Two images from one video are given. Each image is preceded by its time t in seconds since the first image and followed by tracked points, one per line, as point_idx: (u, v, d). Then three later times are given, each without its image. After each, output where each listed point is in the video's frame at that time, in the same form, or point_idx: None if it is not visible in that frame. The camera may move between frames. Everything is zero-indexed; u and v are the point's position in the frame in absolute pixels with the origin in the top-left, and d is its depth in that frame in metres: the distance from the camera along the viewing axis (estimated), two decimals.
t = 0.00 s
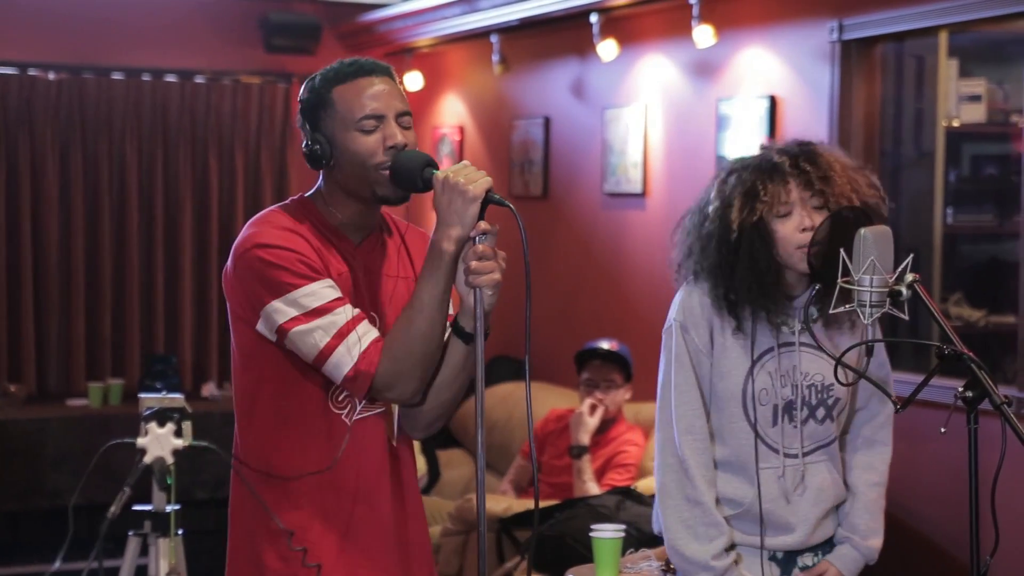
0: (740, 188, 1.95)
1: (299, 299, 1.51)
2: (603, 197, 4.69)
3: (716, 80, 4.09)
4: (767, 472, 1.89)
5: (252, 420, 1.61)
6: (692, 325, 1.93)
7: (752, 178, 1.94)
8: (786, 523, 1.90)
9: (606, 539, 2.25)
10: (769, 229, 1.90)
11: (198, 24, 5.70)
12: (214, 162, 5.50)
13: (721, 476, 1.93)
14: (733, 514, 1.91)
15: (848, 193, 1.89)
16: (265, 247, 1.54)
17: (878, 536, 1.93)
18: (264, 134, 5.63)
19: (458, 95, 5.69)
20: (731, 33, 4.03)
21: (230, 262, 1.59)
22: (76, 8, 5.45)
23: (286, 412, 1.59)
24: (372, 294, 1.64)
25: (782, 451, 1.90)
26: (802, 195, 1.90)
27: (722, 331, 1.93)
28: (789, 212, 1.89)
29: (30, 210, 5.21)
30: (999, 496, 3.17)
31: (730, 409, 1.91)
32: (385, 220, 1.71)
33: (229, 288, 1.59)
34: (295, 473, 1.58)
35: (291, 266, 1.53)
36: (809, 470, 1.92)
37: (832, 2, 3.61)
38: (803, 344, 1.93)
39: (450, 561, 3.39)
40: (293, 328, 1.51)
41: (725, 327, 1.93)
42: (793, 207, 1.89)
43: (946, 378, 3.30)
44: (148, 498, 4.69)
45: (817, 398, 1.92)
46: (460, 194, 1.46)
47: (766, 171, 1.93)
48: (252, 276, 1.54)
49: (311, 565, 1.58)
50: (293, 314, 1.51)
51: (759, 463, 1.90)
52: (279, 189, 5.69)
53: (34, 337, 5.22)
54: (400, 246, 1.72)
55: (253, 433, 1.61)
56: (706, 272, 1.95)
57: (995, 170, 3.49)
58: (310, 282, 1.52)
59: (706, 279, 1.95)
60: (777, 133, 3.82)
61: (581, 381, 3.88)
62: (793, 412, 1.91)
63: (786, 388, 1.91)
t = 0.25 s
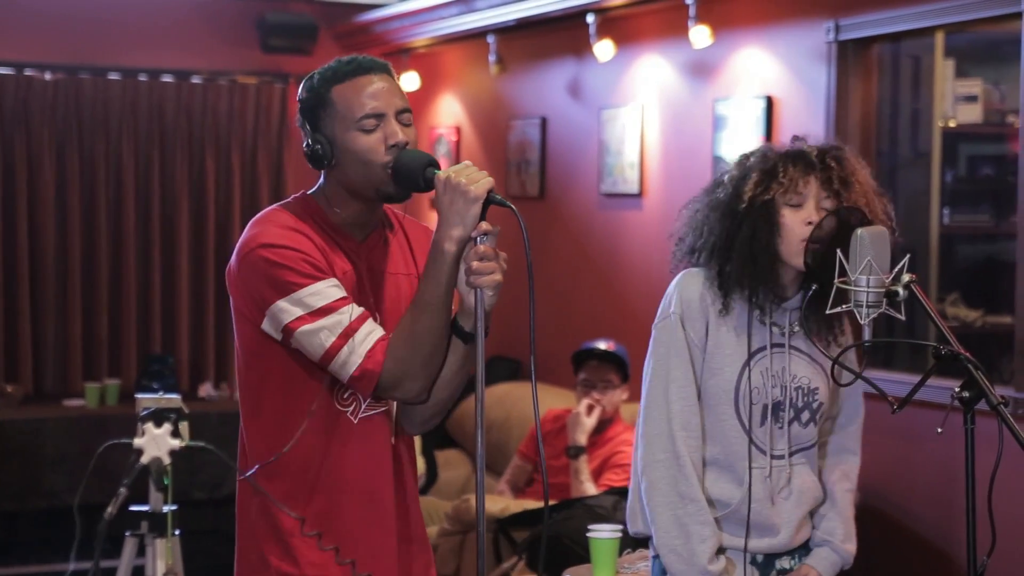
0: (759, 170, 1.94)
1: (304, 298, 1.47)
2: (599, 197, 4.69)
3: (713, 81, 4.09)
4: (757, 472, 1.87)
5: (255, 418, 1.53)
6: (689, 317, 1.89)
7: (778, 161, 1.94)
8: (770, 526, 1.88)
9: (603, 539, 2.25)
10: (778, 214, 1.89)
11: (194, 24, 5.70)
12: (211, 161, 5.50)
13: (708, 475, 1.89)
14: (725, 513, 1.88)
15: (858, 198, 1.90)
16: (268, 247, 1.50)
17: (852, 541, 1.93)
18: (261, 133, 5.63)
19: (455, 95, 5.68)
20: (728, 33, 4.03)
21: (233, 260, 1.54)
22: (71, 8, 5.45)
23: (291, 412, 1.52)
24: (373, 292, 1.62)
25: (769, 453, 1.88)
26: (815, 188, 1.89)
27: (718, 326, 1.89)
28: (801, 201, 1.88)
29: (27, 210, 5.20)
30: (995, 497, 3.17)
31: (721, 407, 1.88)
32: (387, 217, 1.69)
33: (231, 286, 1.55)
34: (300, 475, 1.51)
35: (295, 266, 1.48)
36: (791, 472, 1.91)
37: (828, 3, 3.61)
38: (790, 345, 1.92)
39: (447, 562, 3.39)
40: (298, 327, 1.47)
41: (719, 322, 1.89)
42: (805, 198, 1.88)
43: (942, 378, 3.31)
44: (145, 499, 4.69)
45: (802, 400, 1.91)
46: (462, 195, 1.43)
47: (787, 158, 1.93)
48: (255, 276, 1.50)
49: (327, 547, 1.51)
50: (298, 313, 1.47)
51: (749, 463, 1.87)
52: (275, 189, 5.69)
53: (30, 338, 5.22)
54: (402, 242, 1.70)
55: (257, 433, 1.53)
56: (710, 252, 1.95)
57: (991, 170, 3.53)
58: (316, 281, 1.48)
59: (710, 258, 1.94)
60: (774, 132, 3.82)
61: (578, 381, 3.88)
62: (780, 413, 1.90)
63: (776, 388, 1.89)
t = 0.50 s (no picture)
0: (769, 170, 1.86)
1: (301, 288, 1.46)
2: (599, 197, 4.69)
3: (713, 81, 4.09)
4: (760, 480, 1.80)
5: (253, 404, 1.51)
6: (690, 324, 1.79)
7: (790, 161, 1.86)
8: (769, 531, 1.82)
9: (603, 539, 2.25)
10: (799, 216, 1.81)
11: (194, 24, 5.70)
12: (210, 162, 5.51)
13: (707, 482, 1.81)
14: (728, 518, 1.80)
15: (864, 200, 1.84)
16: (273, 235, 1.48)
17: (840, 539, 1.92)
18: (260, 134, 5.63)
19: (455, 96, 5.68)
20: (728, 33, 4.02)
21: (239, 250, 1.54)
22: (71, 8, 5.46)
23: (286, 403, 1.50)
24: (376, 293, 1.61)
25: (769, 458, 1.82)
26: (831, 190, 1.82)
27: (717, 329, 1.81)
28: (819, 203, 1.81)
29: (26, 210, 5.20)
30: (996, 497, 3.17)
31: (723, 414, 1.80)
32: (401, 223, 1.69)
33: (235, 275, 1.54)
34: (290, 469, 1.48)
35: (296, 256, 1.47)
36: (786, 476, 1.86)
37: (827, 3, 3.62)
38: (784, 347, 1.87)
39: (447, 561, 3.39)
40: (293, 317, 1.45)
41: (721, 327, 1.81)
42: (822, 200, 1.81)
43: (941, 378, 3.31)
44: (144, 499, 4.69)
45: (796, 402, 1.87)
46: (462, 195, 1.41)
47: (797, 158, 1.85)
48: (256, 263, 1.49)
49: (322, 553, 1.49)
50: (294, 303, 1.46)
51: (753, 469, 1.80)
52: (275, 189, 5.70)
53: (30, 338, 5.22)
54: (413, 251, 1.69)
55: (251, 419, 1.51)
56: (719, 255, 1.85)
57: (990, 170, 3.52)
58: (315, 273, 1.47)
59: (722, 257, 1.84)
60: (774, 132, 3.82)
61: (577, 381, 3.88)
62: (777, 418, 1.84)
63: (774, 393, 1.83)
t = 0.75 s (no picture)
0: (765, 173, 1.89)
1: (289, 288, 1.46)
2: (597, 197, 4.69)
3: (711, 81, 4.09)
4: (768, 481, 1.86)
5: (240, 404, 1.51)
6: (687, 337, 1.87)
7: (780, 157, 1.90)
8: (784, 531, 1.87)
9: (600, 539, 2.25)
10: (793, 214, 1.86)
11: (192, 24, 5.70)
12: (208, 162, 5.50)
13: (717, 486, 1.88)
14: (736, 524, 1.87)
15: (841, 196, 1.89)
16: (262, 235, 1.48)
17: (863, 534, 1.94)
18: (258, 134, 5.63)
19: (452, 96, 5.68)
20: (726, 33, 4.03)
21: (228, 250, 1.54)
22: (68, 8, 5.45)
23: (277, 403, 1.49)
24: (367, 294, 1.61)
25: (779, 458, 1.87)
26: (815, 186, 1.88)
27: (717, 338, 1.88)
28: (809, 199, 1.87)
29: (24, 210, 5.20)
30: (993, 497, 3.18)
31: (727, 419, 1.86)
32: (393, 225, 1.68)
33: (223, 275, 1.54)
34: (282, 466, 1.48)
35: (284, 255, 1.47)
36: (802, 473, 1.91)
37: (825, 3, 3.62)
38: (793, 346, 1.92)
39: (445, 561, 3.38)
40: (282, 316, 1.45)
41: (722, 337, 1.88)
42: (811, 197, 1.87)
43: (939, 378, 3.31)
44: (142, 498, 4.69)
45: (805, 400, 1.92)
46: (461, 193, 1.41)
47: (783, 157, 1.90)
48: (244, 264, 1.49)
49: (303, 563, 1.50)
50: (282, 303, 1.46)
51: (761, 470, 1.86)
52: (273, 189, 5.69)
53: (27, 338, 5.21)
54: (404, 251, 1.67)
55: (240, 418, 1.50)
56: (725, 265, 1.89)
57: (988, 170, 3.59)
58: (303, 274, 1.47)
59: (717, 267, 1.90)
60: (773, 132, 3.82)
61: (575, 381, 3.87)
62: (786, 417, 1.89)
63: (780, 393, 1.88)
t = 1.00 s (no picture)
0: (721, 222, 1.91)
1: (282, 304, 1.52)
2: (595, 198, 4.69)
3: (708, 81, 4.09)
4: (780, 479, 1.88)
5: (227, 420, 1.60)
6: (696, 338, 1.92)
7: (730, 193, 1.91)
8: (798, 530, 1.89)
9: (598, 539, 2.24)
10: (774, 231, 1.89)
11: (189, 23, 5.69)
12: (206, 162, 5.50)
13: (730, 484, 1.92)
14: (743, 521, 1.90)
15: (825, 176, 1.94)
16: (246, 254, 1.54)
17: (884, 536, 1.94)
18: (256, 134, 5.63)
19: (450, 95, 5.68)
20: (723, 33, 4.03)
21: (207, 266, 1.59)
22: (66, 7, 5.45)
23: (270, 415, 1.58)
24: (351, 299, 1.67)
25: (794, 458, 1.89)
26: (787, 184, 1.90)
27: (728, 339, 1.92)
28: (785, 207, 1.89)
29: (22, 211, 5.20)
30: (990, 497, 3.18)
31: (739, 418, 1.90)
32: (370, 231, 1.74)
33: (205, 293, 1.59)
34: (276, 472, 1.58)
35: (271, 272, 1.53)
36: (819, 474, 1.92)
37: (823, 3, 3.62)
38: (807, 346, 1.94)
39: (443, 561, 3.38)
40: (273, 334, 1.51)
41: (734, 337, 1.91)
42: (786, 201, 1.89)
43: (937, 378, 3.31)
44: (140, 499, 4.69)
45: (823, 401, 1.93)
46: (455, 194, 1.46)
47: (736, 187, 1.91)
48: (231, 283, 1.54)
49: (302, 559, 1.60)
50: (275, 320, 1.51)
51: (772, 469, 1.88)
52: (271, 189, 5.69)
53: (25, 338, 5.22)
54: (381, 253, 1.74)
55: (229, 432, 1.59)
56: (713, 295, 1.91)
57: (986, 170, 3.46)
58: (294, 288, 1.53)
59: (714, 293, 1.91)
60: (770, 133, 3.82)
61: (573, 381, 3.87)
62: (802, 418, 1.91)
63: (794, 393, 1.91)
